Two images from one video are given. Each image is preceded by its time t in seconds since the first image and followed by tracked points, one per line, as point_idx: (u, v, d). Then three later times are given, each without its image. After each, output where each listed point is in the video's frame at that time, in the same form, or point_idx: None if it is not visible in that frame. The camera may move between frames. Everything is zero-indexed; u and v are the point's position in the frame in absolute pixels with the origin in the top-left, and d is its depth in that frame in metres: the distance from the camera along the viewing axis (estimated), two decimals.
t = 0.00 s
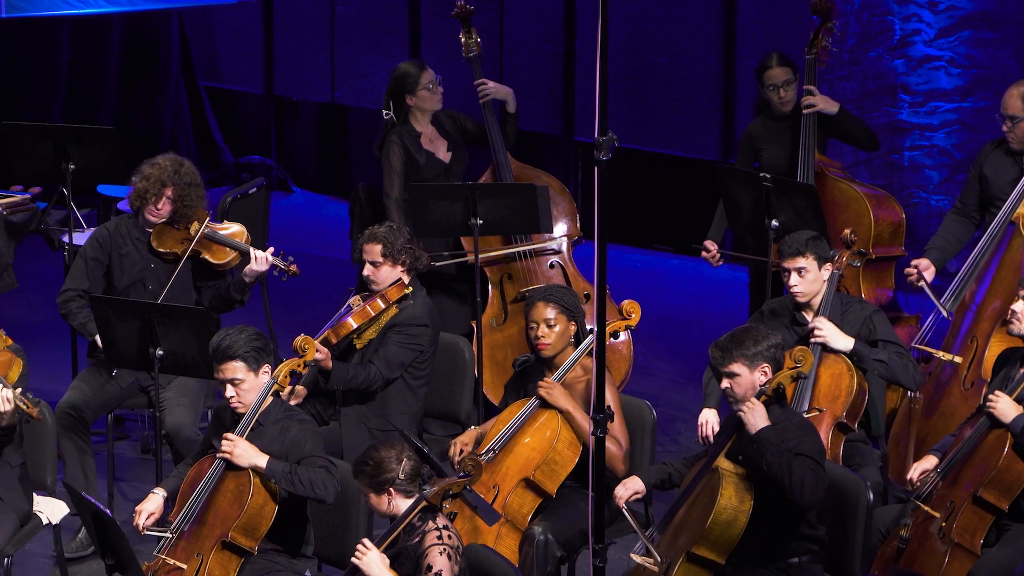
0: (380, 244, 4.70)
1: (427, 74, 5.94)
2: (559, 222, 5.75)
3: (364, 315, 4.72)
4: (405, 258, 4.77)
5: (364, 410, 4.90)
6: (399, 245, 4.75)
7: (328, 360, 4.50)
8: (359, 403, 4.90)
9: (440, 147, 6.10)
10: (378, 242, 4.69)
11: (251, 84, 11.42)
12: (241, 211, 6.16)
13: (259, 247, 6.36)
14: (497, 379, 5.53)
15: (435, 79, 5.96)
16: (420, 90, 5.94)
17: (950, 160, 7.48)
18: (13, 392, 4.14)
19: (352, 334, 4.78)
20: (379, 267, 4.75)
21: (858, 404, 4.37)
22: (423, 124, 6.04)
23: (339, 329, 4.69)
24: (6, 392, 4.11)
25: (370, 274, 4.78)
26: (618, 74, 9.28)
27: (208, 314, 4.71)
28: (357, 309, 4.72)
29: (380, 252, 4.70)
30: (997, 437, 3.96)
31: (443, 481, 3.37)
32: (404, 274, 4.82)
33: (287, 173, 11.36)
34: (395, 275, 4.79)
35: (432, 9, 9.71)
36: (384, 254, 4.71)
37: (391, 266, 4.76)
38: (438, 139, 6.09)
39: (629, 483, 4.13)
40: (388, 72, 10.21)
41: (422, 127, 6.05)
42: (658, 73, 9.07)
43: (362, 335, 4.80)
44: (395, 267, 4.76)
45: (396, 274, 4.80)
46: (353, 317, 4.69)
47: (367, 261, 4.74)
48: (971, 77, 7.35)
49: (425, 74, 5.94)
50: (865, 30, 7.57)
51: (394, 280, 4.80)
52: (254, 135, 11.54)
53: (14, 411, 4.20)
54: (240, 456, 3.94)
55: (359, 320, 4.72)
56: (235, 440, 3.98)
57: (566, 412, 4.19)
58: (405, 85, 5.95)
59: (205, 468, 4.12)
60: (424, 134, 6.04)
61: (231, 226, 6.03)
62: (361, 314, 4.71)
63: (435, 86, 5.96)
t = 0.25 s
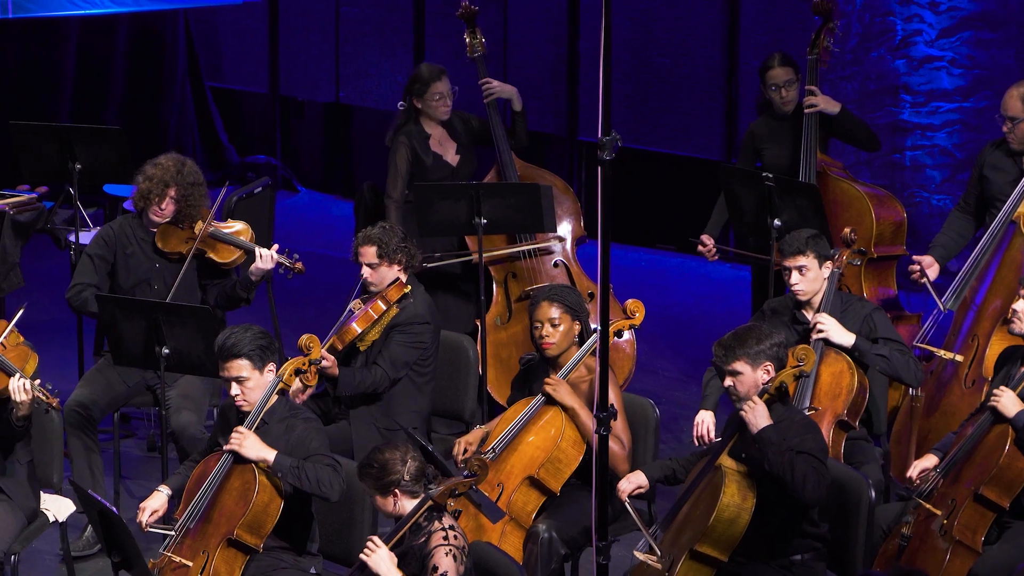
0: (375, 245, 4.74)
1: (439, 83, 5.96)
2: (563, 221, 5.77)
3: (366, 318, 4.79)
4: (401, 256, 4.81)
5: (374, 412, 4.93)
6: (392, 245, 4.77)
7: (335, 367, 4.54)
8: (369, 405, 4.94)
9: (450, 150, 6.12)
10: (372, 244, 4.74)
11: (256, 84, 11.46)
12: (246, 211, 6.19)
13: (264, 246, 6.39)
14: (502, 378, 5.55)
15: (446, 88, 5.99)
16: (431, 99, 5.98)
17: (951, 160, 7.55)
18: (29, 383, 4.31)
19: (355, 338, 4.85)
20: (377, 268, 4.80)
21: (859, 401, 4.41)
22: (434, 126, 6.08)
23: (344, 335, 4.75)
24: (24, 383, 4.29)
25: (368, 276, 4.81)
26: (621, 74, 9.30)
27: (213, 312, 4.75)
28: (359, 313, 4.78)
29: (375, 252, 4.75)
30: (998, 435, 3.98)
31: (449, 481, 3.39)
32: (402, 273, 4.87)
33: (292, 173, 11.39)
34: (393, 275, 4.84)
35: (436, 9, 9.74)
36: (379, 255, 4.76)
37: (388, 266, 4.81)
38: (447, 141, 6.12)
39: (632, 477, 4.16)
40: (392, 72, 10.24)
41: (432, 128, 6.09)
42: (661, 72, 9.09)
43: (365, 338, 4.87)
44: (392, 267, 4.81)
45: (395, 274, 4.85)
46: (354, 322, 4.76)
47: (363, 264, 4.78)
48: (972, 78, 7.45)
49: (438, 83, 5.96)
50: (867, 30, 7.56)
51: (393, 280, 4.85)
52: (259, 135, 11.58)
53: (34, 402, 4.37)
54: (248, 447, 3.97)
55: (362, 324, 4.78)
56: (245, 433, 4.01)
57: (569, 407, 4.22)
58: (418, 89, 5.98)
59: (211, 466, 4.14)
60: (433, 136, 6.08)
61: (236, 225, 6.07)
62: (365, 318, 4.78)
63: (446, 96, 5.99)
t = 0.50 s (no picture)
0: (374, 244, 4.78)
1: (450, 98, 5.95)
2: (568, 220, 5.79)
3: (364, 319, 4.77)
4: (401, 256, 4.83)
5: (372, 411, 4.96)
6: (393, 244, 4.80)
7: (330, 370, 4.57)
8: (369, 405, 4.96)
9: (459, 154, 6.17)
10: (373, 243, 4.78)
11: (262, 84, 11.50)
12: (251, 210, 6.23)
13: (269, 246, 6.43)
14: (506, 375, 5.59)
15: (458, 102, 5.98)
16: (440, 111, 5.98)
17: (953, 160, 7.56)
18: (37, 384, 4.34)
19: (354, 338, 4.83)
20: (376, 268, 4.81)
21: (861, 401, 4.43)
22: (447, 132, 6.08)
23: (342, 336, 4.72)
24: (30, 384, 4.32)
25: (367, 276, 4.82)
26: (624, 74, 9.33)
27: (217, 310, 4.77)
28: (356, 314, 4.77)
29: (375, 252, 4.78)
30: (999, 434, 4.00)
31: (454, 480, 3.41)
32: (401, 273, 4.88)
33: (297, 173, 11.43)
34: (393, 274, 4.86)
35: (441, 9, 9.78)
36: (379, 254, 4.79)
37: (387, 266, 4.83)
38: (456, 145, 6.15)
39: (636, 472, 4.20)
40: (397, 72, 10.28)
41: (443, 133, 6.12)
42: (664, 72, 9.12)
43: (365, 338, 4.86)
44: (391, 267, 4.83)
45: (393, 273, 4.86)
46: (353, 322, 4.75)
47: (363, 263, 4.81)
48: (973, 78, 7.47)
49: (450, 98, 5.95)
50: (868, 31, 7.61)
51: (391, 280, 4.86)
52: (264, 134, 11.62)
53: (41, 404, 4.39)
54: (255, 444, 4.01)
55: (359, 325, 4.77)
56: (252, 430, 4.05)
57: (570, 409, 4.24)
58: (429, 99, 5.98)
59: (217, 463, 4.17)
60: (442, 140, 6.10)
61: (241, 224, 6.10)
62: (362, 318, 4.77)
63: (457, 110, 5.99)
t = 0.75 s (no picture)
0: (370, 245, 4.73)
1: (461, 108, 5.95)
2: (572, 220, 5.82)
3: (355, 321, 4.76)
4: (397, 256, 4.82)
5: (369, 409, 4.99)
6: (389, 243, 4.79)
7: (323, 377, 4.67)
8: (366, 405, 4.99)
9: (466, 158, 6.19)
10: (367, 243, 4.73)
11: (267, 84, 11.54)
12: (257, 210, 6.26)
13: (275, 245, 6.46)
14: (510, 373, 5.62)
15: (469, 113, 5.98)
16: (450, 120, 5.98)
17: (954, 160, 7.59)
18: (43, 390, 4.34)
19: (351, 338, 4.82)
20: (372, 268, 4.80)
21: (869, 401, 4.44)
22: (456, 140, 6.09)
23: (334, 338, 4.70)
24: (36, 390, 4.31)
25: (363, 276, 4.82)
26: (628, 74, 9.35)
27: (222, 310, 4.81)
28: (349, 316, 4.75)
29: (370, 252, 4.74)
30: (1001, 432, 4.02)
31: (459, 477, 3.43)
32: (397, 272, 4.90)
33: (302, 172, 11.47)
34: (388, 274, 4.86)
35: (445, 10, 9.81)
36: (374, 254, 4.75)
37: (382, 266, 4.82)
38: (464, 150, 6.17)
39: (637, 468, 4.23)
40: (401, 73, 10.31)
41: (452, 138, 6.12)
42: (667, 72, 9.14)
43: (362, 338, 4.86)
44: (388, 267, 4.82)
45: (389, 273, 4.86)
46: (344, 324, 4.71)
47: (359, 262, 4.78)
48: (974, 78, 7.50)
49: (462, 109, 5.95)
50: (871, 31, 7.63)
51: (388, 279, 4.87)
52: (270, 134, 11.67)
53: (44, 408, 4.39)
54: (258, 444, 4.04)
55: (350, 326, 4.74)
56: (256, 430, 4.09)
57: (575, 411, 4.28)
58: (441, 106, 5.97)
59: (223, 461, 4.21)
60: (451, 147, 6.13)
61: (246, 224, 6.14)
62: (354, 320, 4.75)
63: (468, 120, 5.99)
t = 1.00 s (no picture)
0: (367, 247, 4.77)
1: (469, 115, 5.97)
2: (576, 219, 5.85)
3: (354, 324, 4.79)
4: (394, 257, 4.85)
5: (370, 409, 5.01)
6: (384, 248, 4.81)
7: (324, 381, 4.73)
8: (367, 405, 5.01)
9: (472, 161, 6.21)
10: (366, 245, 4.77)
11: (273, 84, 11.59)
12: (263, 210, 6.30)
13: (280, 244, 6.50)
14: (515, 372, 5.65)
15: (477, 120, 6.01)
16: (457, 126, 6.00)
17: (955, 159, 7.64)
18: (56, 397, 4.34)
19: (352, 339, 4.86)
20: (370, 269, 4.82)
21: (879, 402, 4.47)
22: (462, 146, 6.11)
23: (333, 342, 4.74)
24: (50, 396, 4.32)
25: (362, 277, 4.84)
26: (631, 74, 9.38)
27: (228, 308, 4.83)
28: (347, 319, 4.79)
29: (369, 254, 4.78)
30: (1002, 429, 4.05)
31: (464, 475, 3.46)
32: (396, 272, 4.92)
33: (307, 172, 11.51)
34: (386, 274, 4.88)
35: (449, 10, 9.85)
36: (373, 256, 4.79)
37: (381, 266, 4.84)
38: (469, 153, 6.20)
39: (637, 465, 4.25)
40: (406, 73, 10.36)
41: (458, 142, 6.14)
42: (671, 72, 9.17)
43: (362, 339, 4.89)
44: (386, 268, 4.85)
45: (387, 273, 4.88)
46: (343, 327, 4.75)
47: (357, 264, 4.82)
48: (976, 78, 7.56)
49: (469, 116, 5.98)
50: (872, 32, 7.62)
51: (386, 279, 4.89)
52: (275, 135, 11.73)
53: (57, 415, 4.40)
54: (266, 447, 4.06)
55: (349, 330, 4.77)
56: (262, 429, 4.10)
57: (580, 408, 4.33)
58: (450, 111, 5.99)
59: (227, 460, 4.22)
60: (456, 151, 6.14)
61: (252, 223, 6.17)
62: (353, 323, 4.78)
63: (475, 127, 6.02)
